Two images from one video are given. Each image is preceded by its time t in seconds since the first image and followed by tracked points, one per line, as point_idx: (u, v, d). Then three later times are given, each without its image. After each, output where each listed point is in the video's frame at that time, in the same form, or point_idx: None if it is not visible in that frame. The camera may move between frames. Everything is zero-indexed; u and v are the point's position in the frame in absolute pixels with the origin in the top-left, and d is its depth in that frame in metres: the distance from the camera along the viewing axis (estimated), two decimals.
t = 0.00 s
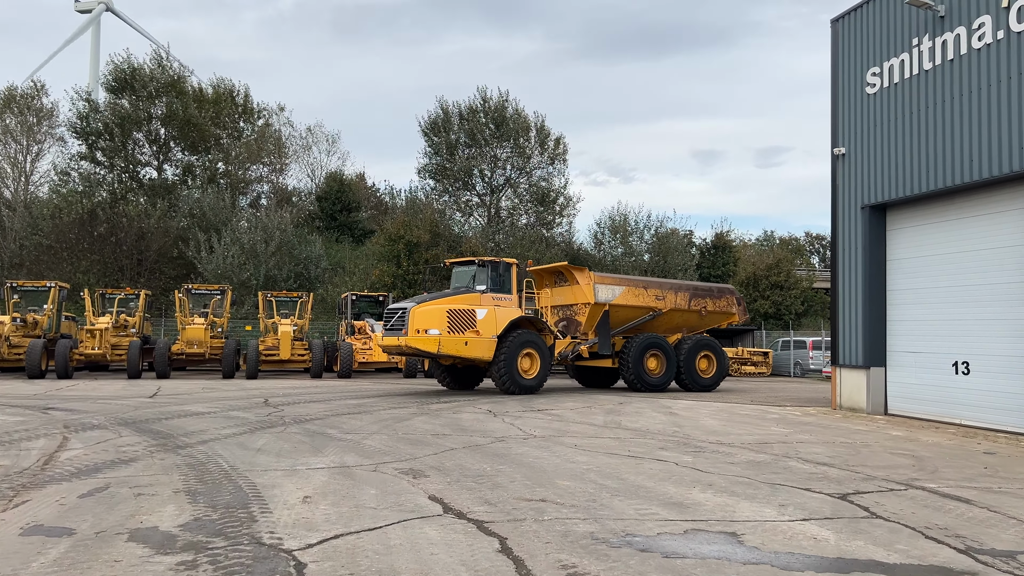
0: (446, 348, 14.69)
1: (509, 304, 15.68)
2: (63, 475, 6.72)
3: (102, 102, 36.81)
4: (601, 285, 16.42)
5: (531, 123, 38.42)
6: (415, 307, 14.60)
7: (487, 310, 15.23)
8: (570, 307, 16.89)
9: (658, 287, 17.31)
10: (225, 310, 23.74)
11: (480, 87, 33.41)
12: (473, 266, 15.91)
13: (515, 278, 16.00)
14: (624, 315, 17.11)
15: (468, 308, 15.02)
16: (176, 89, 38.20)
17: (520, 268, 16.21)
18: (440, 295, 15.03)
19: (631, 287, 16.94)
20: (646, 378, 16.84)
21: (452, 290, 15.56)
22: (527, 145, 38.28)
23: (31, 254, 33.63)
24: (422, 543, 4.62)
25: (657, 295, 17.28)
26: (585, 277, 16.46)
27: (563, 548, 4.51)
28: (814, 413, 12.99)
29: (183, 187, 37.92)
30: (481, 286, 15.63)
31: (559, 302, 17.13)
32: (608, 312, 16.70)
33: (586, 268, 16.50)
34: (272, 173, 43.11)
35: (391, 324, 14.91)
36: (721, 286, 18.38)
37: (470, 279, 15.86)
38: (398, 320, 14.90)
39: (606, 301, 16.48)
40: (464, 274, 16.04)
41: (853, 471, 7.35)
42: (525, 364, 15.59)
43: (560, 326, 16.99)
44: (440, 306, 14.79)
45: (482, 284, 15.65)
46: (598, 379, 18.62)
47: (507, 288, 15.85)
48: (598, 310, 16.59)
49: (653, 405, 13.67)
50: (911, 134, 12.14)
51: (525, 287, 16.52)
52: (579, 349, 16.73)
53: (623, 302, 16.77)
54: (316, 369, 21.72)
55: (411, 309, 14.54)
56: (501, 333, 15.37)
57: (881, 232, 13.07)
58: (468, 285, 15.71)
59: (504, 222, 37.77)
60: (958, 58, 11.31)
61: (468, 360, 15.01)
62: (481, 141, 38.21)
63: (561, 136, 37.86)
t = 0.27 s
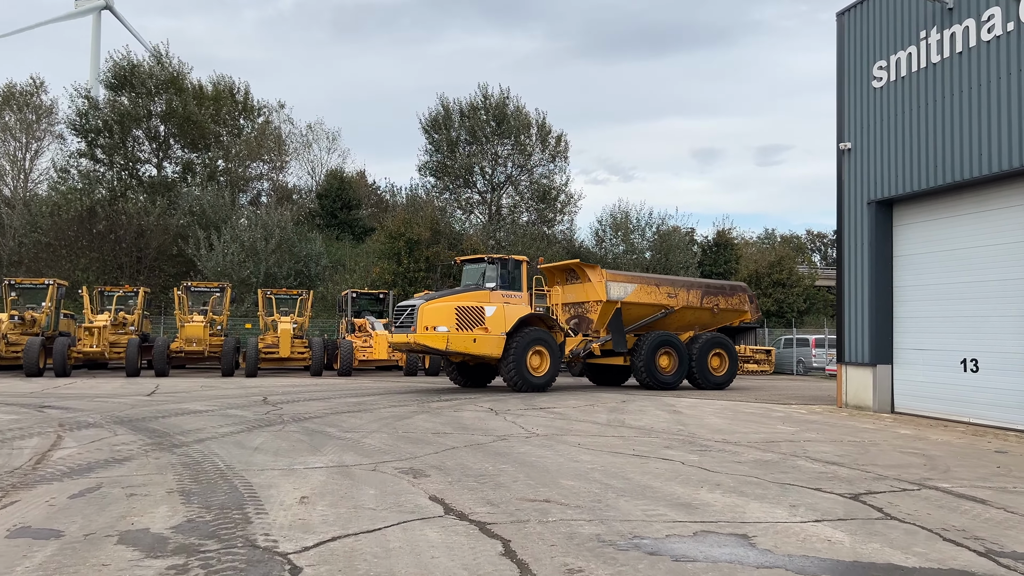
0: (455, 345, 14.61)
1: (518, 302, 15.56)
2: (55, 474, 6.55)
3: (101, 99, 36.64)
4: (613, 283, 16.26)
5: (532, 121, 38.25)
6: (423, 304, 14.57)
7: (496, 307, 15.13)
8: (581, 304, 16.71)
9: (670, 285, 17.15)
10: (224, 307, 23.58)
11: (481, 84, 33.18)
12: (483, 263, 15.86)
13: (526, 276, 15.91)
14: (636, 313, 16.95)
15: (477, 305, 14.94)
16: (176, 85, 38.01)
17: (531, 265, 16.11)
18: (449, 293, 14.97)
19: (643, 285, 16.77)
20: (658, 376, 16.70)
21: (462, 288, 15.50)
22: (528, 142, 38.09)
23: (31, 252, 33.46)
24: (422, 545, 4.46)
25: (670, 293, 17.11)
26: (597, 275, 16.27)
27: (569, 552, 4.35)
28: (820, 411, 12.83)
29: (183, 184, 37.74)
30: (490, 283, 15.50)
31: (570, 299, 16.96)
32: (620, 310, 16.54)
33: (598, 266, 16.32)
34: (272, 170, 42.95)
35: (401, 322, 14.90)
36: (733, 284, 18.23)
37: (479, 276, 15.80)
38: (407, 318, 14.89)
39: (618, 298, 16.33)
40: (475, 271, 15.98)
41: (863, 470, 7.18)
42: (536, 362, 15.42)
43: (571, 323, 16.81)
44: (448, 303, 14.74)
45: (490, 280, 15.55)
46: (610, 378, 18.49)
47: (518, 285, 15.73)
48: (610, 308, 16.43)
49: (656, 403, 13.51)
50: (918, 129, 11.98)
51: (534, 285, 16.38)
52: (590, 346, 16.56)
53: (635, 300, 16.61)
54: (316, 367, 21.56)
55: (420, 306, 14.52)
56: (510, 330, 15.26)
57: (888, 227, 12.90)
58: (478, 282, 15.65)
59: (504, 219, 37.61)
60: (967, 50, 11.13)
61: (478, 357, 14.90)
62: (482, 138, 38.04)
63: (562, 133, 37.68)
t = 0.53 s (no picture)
0: (461, 344, 14.46)
1: (526, 300, 15.40)
2: (48, 477, 6.39)
3: (103, 96, 36.51)
4: (622, 280, 16.14)
5: (535, 117, 38.04)
6: (430, 303, 14.42)
7: (503, 306, 14.96)
8: (590, 302, 16.51)
9: (680, 282, 16.99)
10: (226, 305, 23.43)
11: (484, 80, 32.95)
12: (491, 261, 15.68)
13: (535, 274, 15.74)
14: (646, 310, 16.78)
15: (484, 304, 14.78)
16: (177, 82, 37.86)
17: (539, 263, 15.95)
18: (456, 291, 14.82)
19: (653, 282, 16.63)
20: (669, 375, 16.55)
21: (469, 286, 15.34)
22: (531, 139, 37.87)
23: (33, 249, 33.40)
24: (423, 554, 4.29)
25: (679, 290, 16.95)
26: (607, 272, 16.12)
27: (576, 561, 4.18)
28: (828, 410, 12.65)
29: (185, 182, 37.59)
30: (497, 281, 15.32)
31: (579, 298, 16.76)
32: (629, 307, 16.40)
33: (607, 263, 16.17)
34: (274, 168, 42.81)
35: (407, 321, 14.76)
36: (742, 281, 18.08)
37: (487, 274, 15.62)
38: (414, 316, 14.75)
39: (627, 296, 16.19)
40: (483, 270, 15.80)
41: (876, 472, 7.01)
42: (544, 360, 15.24)
43: (580, 321, 16.48)
44: (455, 301, 14.59)
45: (498, 279, 15.36)
46: (619, 375, 18.33)
47: (526, 283, 15.54)
48: (620, 305, 16.29)
49: (662, 401, 13.34)
50: (928, 122, 11.77)
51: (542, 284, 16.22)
52: (600, 344, 16.37)
53: (644, 297, 16.46)
54: (318, 365, 21.40)
55: (426, 304, 14.38)
56: (517, 328, 15.10)
57: (897, 223, 12.70)
58: (486, 280, 15.50)
59: (508, 216, 37.46)
60: (980, 43, 10.92)
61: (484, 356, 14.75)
62: (485, 134, 37.84)
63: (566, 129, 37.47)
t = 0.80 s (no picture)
0: (466, 341, 14.36)
1: (533, 296, 15.27)
2: (47, 476, 6.28)
3: (107, 92, 36.44)
4: (632, 276, 15.97)
5: (540, 112, 37.84)
6: (435, 299, 14.34)
7: (508, 302, 14.84)
8: (599, 298, 16.36)
9: (689, 278, 16.83)
10: (231, 301, 23.34)
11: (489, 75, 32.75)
12: (496, 257, 15.59)
13: (542, 270, 15.63)
14: (655, 306, 16.64)
15: (490, 300, 14.68)
16: (181, 78, 37.76)
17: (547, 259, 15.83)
18: (462, 287, 14.72)
19: (663, 278, 16.47)
20: (678, 370, 16.42)
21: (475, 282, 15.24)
22: (536, 134, 37.69)
23: (37, 246, 33.36)
24: (430, 556, 4.16)
25: (689, 286, 16.79)
26: (616, 268, 15.96)
27: (587, 564, 4.05)
28: (838, 406, 12.49)
29: (189, 178, 37.51)
30: (504, 277, 15.25)
31: (587, 293, 16.61)
32: (638, 303, 16.26)
33: (616, 258, 16.01)
34: (279, 164, 42.71)
35: (413, 317, 14.69)
36: (752, 276, 17.93)
37: (492, 271, 15.56)
38: (420, 312, 14.67)
39: (637, 291, 16.04)
40: (489, 266, 15.71)
41: (891, 470, 6.86)
42: (551, 356, 15.08)
43: (588, 317, 16.39)
44: (460, 297, 14.49)
45: (504, 276, 15.27)
46: (627, 371, 18.22)
47: (532, 279, 15.49)
48: (629, 301, 16.13)
49: (670, 398, 13.19)
50: (941, 114, 11.59)
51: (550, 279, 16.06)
52: (608, 340, 16.23)
53: (654, 292, 16.31)
54: (323, 361, 21.30)
55: (432, 301, 14.29)
56: (523, 325, 14.96)
57: (909, 217, 12.53)
58: (492, 277, 15.41)
59: (513, 212, 37.32)
60: (994, 32, 10.73)
61: (489, 353, 14.63)
62: (490, 129, 37.66)
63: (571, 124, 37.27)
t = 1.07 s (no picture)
0: (471, 334, 14.21)
1: (539, 289, 15.08)
2: (49, 473, 6.16)
3: (112, 87, 36.37)
4: (641, 268, 15.81)
5: (546, 105, 37.63)
6: (440, 292, 14.22)
7: (514, 295, 14.67)
8: (607, 291, 16.21)
9: (699, 270, 16.66)
10: (237, 295, 23.24)
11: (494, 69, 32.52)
12: (503, 250, 15.39)
13: (549, 262, 15.42)
14: (665, 299, 16.48)
15: (495, 293, 14.52)
16: (186, 72, 37.66)
17: (554, 252, 15.64)
18: (467, 280, 14.58)
19: (672, 271, 16.30)
20: (688, 364, 16.27)
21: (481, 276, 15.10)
22: (543, 127, 37.47)
23: (44, 241, 33.35)
24: (439, 556, 4.02)
25: (699, 279, 16.62)
26: (624, 261, 15.80)
27: (603, 564, 3.90)
28: (851, 400, 12.32)
29: (195, 172, 37.42)
30: (510, 270, 15.06)
31: (595, 286, 16.46)
32: (648, 296, 16.09)
33: (625, 251, 15.84)
34: (284, 158, 42.61)
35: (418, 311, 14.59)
36: (762, 269, 17.74)
37: (498, 263, 15.38)
38: (425, 306, 14.56)
39: (646, 284, 15.88)
40: (495, 259, 15.51)
41: (911, 465, 6.69)
42: (557, 350, 14.95)
43: (597, 310, 16.27)
44: (465, 290, 14.36)
45: (509, 269, 15.09)
46: (635, 365, 18.08)
47: (539, 272, 15.25)
48: (638, 294, 15.97)
49: (680, 392, 13.03)
50: (956, 103, 11.36)
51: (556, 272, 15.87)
52: (617, 334, 16.06)
53: (664, 286, 16.14)
54: (329, 356, 21.19)
55: (436, 294, 14.17)
56: (529, 318, 14.81)
57: (923, 208, 12.32)
58: (499, 270, 15.24)
59: (519, 206, 37.17)
60: (1010, 19, 10.49)
61: (495, 346, 14.48)
62: (496, 123, 37.46)
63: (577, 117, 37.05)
